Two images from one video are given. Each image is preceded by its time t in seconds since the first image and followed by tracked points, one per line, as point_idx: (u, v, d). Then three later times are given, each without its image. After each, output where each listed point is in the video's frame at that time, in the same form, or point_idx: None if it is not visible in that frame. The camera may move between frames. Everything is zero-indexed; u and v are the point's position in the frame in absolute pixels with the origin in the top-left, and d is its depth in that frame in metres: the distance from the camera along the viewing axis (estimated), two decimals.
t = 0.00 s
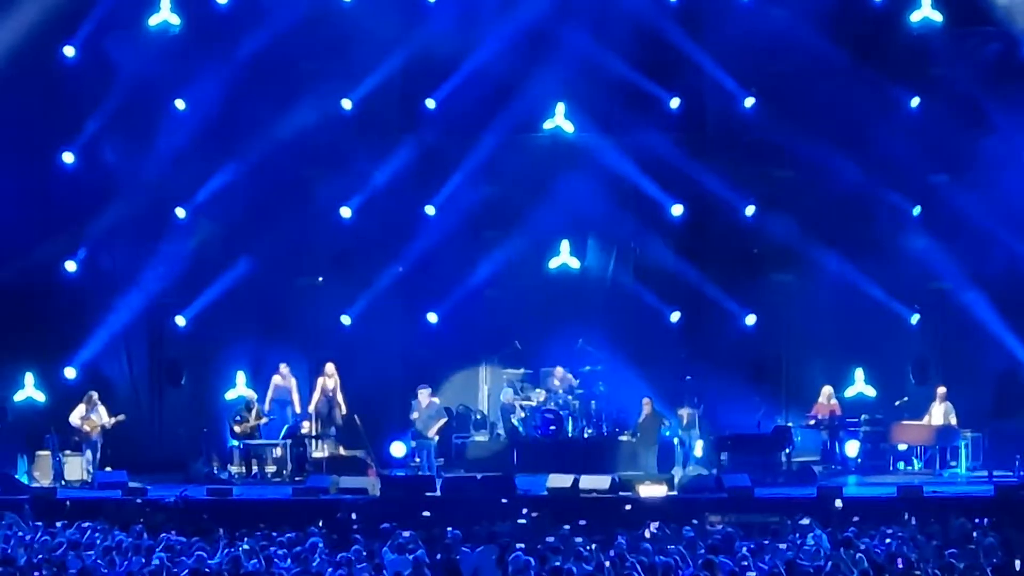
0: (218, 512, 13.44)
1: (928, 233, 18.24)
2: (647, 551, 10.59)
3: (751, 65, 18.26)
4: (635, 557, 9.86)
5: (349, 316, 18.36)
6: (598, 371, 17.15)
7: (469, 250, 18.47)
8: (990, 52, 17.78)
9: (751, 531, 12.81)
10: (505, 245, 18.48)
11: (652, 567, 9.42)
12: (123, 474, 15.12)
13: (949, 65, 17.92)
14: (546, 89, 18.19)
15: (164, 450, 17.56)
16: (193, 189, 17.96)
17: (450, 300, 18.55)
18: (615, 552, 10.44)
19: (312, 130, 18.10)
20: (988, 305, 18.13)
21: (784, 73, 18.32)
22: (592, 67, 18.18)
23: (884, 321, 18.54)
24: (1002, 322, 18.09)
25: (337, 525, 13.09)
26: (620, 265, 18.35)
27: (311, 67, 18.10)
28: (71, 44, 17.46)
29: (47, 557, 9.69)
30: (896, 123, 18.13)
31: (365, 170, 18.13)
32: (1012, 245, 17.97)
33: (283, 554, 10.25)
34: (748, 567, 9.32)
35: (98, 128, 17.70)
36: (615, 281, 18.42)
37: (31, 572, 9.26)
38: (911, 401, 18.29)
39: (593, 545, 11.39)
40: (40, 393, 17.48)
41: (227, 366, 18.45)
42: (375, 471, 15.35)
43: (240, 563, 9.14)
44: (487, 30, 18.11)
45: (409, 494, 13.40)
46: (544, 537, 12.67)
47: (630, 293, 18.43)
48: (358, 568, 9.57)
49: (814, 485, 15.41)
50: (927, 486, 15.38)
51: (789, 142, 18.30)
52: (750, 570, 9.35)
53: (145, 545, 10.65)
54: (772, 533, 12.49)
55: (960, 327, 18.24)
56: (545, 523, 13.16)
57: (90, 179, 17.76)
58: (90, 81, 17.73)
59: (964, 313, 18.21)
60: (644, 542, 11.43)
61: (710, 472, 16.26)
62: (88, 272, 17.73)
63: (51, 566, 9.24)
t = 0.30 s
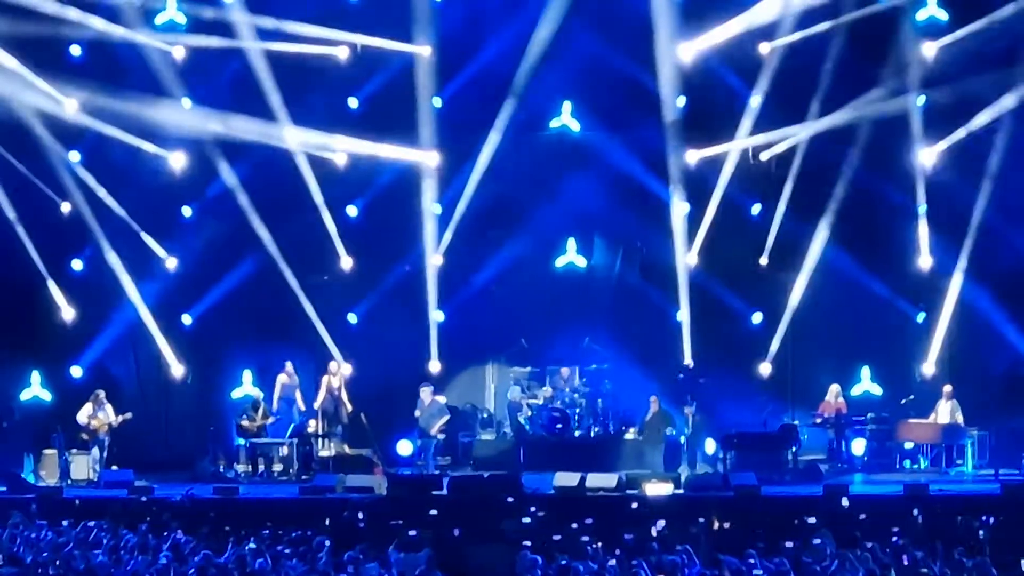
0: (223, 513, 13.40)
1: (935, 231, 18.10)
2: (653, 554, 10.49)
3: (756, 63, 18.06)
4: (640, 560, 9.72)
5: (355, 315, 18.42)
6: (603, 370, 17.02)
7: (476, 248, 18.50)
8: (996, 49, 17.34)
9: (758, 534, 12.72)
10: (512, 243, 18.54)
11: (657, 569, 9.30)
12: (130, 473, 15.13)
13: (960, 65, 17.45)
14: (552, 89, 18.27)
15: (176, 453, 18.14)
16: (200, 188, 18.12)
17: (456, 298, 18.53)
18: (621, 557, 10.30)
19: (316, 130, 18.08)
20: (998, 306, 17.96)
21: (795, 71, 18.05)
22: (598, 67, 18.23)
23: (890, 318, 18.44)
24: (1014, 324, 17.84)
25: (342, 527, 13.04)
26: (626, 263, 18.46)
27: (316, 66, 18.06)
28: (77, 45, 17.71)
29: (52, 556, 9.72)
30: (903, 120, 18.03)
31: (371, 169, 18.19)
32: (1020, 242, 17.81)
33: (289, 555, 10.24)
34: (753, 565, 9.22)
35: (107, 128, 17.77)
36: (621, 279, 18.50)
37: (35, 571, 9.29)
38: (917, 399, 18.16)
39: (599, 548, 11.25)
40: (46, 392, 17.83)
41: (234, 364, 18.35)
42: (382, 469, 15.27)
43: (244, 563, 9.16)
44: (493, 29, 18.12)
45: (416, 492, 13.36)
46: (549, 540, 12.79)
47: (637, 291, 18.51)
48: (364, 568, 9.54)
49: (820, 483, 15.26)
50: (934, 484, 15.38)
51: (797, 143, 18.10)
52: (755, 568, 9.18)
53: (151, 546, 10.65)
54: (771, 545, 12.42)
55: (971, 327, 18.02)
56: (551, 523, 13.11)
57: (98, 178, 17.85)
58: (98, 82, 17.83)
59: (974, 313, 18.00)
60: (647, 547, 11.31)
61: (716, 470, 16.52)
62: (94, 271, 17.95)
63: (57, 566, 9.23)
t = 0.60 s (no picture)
0: (229, 511, 13.40)
1: (941, 230, 17.98)
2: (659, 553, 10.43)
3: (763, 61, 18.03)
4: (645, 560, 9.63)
5: (360, 312, 18.37)
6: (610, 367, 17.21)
7: (483, 246, 18.48)
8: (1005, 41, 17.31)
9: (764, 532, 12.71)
10: (518, 240, 18.53)
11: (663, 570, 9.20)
12: (135, 471, 15.21)
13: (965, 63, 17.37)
14: (557, 86, 18.28)
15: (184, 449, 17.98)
16: (207, 185, 18.12)
17: (462, 295, 18.46)
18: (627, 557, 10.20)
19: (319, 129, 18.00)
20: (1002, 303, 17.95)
21: (799, 67, 18.03)
22: (604, 64, 18.21)
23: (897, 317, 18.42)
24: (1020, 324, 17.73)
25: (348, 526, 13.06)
26: (632, 262, 18.51)
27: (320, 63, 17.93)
28: (82, 43, 17.67)
29: (58, 555, 9.70)
30: (907, 116, 18.02)
31: (375, 168, 18.17)
32: None
33: (295, 553, 10.22)
34: (760, 565, 9.20)
35: (111, 126, 17.73)
36: (627, 277, 18.54)
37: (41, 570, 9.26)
38: (922, 397, 18.10)
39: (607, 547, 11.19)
40: (51, 390, 17.92)
41: (241, 362, 18.39)
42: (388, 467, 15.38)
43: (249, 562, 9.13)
44: (499, 26, 18.08)
45: (420, 490, 13.27)
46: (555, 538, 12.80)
47: (643, 289, 18.52)
48: (371, 567, 9.51)
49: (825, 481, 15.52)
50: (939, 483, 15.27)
51: (804, 140, 18.06)
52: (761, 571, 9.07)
53: (156, 545, 10.62)
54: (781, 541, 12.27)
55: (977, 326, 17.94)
56: (559, 520, 13.10)
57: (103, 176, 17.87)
58: (102, 79, 17.74)
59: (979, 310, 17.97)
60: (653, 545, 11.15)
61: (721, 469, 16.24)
62: (99, 268, 17.99)
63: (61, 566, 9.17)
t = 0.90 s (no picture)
0: (235, 499, 13.42)
1: (941, 220, 18.12)
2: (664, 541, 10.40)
3: (768, 50, 18.16)
4: (651, 546, 9.60)
5: (365, 301, 18.41)
6: (615, 357, 17.21)
7: (487, 234, 18.48)
8: (1008, 34, 17.87)
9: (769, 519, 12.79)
10: (522, 229, 18.52)
11: (670, 558, 9.15)
12: (139, 459, 15.24)
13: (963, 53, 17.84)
14: (561, 75, 18.20)
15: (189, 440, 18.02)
16: (210, 174, 18.02)
17: (466, 284, 18.44)
18: (632, 544, 10.16)
19: (325, 117, 18.13)
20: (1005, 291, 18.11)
21: (801, 60, 18.23)
22: (609, 53, 18.17)
23: (900, 305, 18.43)
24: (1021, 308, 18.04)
25: (352, 513, 13.15)
26: (637, 250, 18.33)
27: (326, 52, 17.94)
28: (87, 31, 17.48)
29: (62, 542, 9.71)
30: (911, 105, 18.08)
31: (381, 157, 18.22)
32: None
33: (301, 541, 10.23)
34: (765, 550, 9.21)
35: (115, 113, 17.74)
36: (634, 266, 18.37)
37: (45, 557, 9.26)
38: (927, 386, 18.30)
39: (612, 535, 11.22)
40: (56, 378, 17.52)
41: (246, 350, 18.41)
42: (392, 455, 15.34)
43: (255, 550, 9.14)
44: (504, 16, 18.11)
45: (423, 479, 13.21)
46: (561, 526, 12.82)
47: (648, 277, 18.43)
48: (376, 554, 9.50)
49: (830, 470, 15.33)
50: (945, 471, 15.33)
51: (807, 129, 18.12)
52: (768, 556, 9.02)
53: (161, 532, 10.64)
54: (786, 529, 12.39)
55: (980, 312, 18.13)
56: (563, 509, 13.10)
57: (107, 166, 17.86)
58: (105, 68, 17.69)
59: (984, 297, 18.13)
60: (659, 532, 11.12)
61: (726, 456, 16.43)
62: (104, 258, 17.88)
63: (66, 554, 9.09)
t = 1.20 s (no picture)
0: (238, 494, 13.37)
1: (946, 215, 18.18)
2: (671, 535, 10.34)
3: (773, 47, 18.04)
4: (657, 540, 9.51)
5: (370, 296, 18.37)
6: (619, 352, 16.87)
7: (492, 230, 18.54)
8: (1012, 30, 17.57)
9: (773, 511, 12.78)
10: (525, 224, 18.55)
11: (674, 552, 9.06)
12: (144, 455, 15.18)
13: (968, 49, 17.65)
14: (566, 70, 18.21)
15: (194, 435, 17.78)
16: (216, 170, 18.06)
17: (471, 280, 18.51)
18: (638, 537, 10.05)
19: (329, 113, 18.17)
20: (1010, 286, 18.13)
21: (805, 55, 18.24)
22: (613, 48, 18.13)
23: (904, 299, 18.39)
24: None
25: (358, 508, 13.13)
26: (641, 245, 18.49)
27: (332, 48, 18.05)
28: (91, 27, 17.46)
29: (65, 537, 9.65)
30: (914, 101, 18.08)
31: (385, 153, 18.20)
32: None
33: (305, 535, 10.19)
34: (770, 546, 9.13)
35: (119, 108, 17.69)
36: (635, 261, 18.52)
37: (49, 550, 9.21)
38: (932, 381, 18.21)
39: (617, 528, 11.18)
40: (61, 373, 17.55)
41: (249, 347, 18.31)
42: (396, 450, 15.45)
43: (259, 544, 9.09)
44: (508, 12, 18.07)
45: (429, 473, 13.32)
46: (565, 519, 12.76)
47: (653, 274, 18.51)
48: (380, 550, 9.41)
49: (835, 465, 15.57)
50: (949, 466, 15.34)
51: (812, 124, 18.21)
52: (776, 551, 8.91)
53: (165, 527, 10.59)
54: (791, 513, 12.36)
55: (985, 307, 18.13)
56: (567, 503, 13.14)
57: (111, 161, 17.82)
58: (110, 63, 17.70)
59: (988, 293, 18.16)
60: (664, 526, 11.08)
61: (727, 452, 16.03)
62: (109, 254, 17.81)
63: (70, 547, 8.98)
